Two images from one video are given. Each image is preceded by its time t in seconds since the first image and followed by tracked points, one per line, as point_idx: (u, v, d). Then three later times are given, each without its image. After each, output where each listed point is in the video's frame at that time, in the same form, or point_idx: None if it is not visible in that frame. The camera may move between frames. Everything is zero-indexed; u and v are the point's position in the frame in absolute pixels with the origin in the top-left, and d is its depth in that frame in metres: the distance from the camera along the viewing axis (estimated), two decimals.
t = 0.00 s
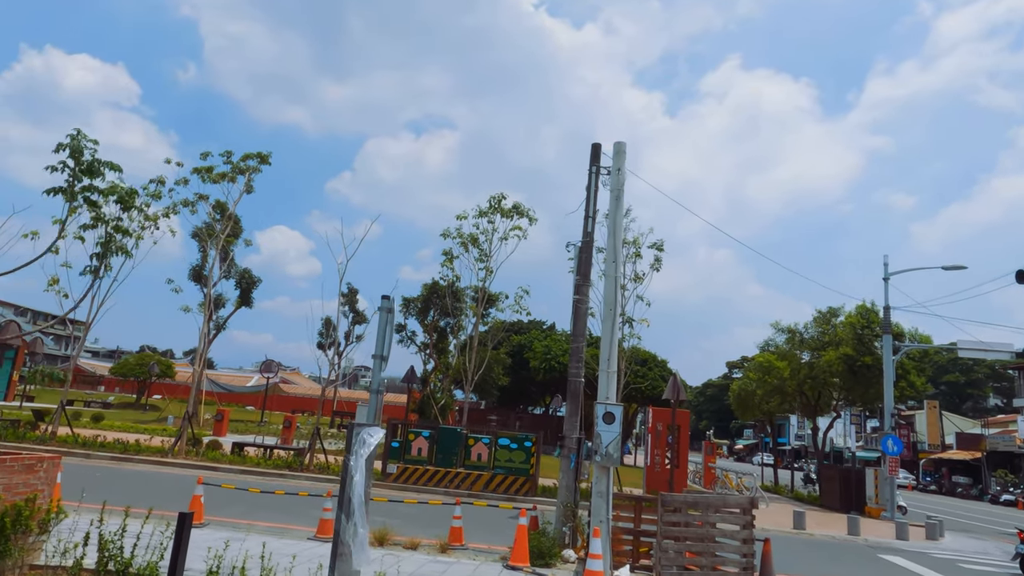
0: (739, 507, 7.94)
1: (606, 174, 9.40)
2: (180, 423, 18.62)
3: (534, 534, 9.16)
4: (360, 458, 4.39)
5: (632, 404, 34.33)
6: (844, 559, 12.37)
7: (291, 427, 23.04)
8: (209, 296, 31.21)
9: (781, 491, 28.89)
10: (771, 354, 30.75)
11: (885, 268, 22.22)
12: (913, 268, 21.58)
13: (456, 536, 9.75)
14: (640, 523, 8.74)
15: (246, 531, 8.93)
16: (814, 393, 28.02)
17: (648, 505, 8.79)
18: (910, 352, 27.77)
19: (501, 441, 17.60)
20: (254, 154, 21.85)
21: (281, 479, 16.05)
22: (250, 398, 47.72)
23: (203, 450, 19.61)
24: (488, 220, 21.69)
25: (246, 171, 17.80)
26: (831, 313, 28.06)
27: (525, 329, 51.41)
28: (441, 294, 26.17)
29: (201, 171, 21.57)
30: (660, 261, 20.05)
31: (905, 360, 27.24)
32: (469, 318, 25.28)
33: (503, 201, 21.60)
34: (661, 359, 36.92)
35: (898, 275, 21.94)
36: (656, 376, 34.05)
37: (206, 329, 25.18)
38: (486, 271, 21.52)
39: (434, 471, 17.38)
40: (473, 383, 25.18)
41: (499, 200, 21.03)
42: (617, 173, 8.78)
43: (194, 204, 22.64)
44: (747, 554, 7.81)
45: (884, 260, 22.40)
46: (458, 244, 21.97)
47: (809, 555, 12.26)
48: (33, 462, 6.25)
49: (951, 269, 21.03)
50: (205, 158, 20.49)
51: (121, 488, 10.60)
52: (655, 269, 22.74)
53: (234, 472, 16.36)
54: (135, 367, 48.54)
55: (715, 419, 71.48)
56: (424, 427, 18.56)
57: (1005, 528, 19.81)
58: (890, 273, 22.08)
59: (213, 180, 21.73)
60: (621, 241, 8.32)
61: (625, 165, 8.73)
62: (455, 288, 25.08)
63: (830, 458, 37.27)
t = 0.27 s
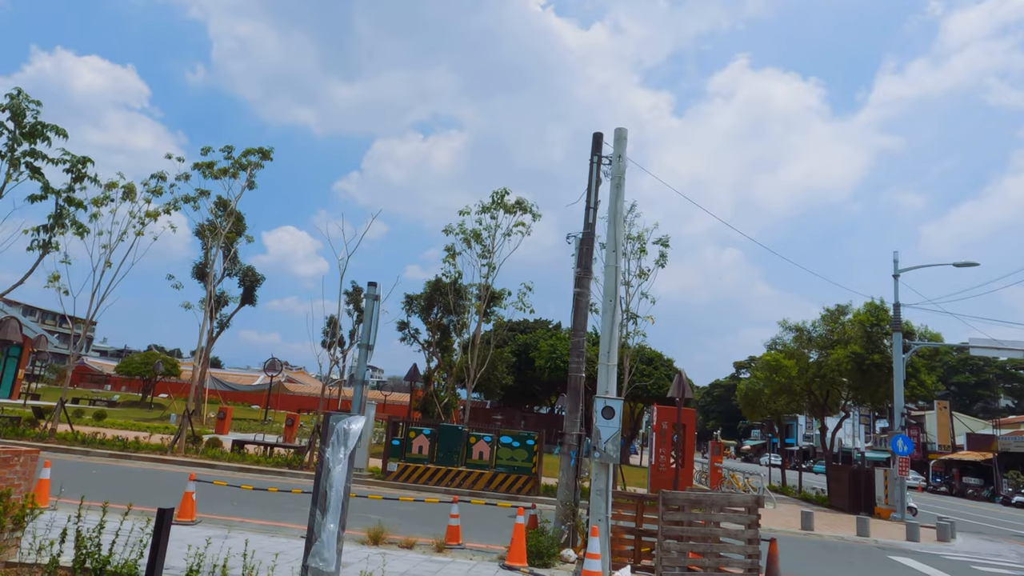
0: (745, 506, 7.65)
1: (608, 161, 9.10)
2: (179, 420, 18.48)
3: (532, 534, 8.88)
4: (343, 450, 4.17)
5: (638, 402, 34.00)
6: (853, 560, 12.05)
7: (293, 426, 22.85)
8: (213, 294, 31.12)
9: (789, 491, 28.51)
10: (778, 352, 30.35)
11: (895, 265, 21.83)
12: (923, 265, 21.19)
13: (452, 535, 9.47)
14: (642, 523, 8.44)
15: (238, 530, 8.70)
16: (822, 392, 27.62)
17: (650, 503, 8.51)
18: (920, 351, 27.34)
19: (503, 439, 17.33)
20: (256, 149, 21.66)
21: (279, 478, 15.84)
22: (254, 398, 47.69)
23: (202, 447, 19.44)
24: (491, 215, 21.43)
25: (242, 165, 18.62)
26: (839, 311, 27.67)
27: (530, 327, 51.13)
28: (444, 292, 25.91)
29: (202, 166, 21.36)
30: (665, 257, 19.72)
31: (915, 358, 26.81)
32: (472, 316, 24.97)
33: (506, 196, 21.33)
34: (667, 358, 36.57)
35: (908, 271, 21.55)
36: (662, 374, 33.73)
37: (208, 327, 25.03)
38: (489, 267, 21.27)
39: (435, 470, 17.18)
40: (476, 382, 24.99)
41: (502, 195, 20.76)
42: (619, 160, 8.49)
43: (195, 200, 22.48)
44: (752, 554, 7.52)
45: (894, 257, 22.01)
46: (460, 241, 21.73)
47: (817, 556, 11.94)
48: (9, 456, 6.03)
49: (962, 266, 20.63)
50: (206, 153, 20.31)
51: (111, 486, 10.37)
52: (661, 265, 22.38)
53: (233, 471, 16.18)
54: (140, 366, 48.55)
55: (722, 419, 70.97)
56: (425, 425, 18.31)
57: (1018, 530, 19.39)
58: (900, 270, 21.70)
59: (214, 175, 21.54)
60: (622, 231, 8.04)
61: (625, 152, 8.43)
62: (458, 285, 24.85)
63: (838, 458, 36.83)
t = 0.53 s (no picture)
0: (747, 509, 7.39)
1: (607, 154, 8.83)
2: (178, 419, 18.35)
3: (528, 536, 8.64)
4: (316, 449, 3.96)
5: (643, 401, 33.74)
6: (860, 564, 11.78)
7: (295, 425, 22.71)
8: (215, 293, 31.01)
9: (795, 491, 28.20)
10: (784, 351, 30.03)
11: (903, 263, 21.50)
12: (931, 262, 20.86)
13: (448, 537, 9.25)
14: (642, 526, 8.19)
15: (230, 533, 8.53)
16: (829, 391, 27.28)
17: (650, 505, 8.27)
18: (929, 349, 26.96)
19: (504, 439, 17.11)
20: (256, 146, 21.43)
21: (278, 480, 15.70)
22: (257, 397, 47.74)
23: (202, 447, 19.30)
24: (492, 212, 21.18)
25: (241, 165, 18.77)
26: (846, 309, 27.35)
27: (534, 326, 50.93)
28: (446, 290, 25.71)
29: (202, 163, 21.15)
30: (668, 255, 19.41)
31: (924, 357, 26.43)
32: (475, 315, 24.74)
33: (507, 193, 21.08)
34: (672, 357, 36.29)
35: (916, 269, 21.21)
36: (667, 373, 33.49)
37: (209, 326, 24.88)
38: (490, 265, 21.02)
39: (435, 469, 16.98)
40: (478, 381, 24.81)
41: (504, 192, 20.51)
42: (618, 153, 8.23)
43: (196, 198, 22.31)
44: (754, 559, 7.27)
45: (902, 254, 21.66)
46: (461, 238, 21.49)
47: (823, 560, 11.68)
48: None
49: (971, 264, 20.28)
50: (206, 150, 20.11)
51: (102, 487, 10.21)
52: (665, 262, 22.05)
53: (232, 472, 16.06)
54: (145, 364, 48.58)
55: (729, 418, 70.61)
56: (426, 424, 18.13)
57: None
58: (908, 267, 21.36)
59: (214, 172, 21.33)
60: (620, 226, 7.80)
61: (624, 145, 8.17)
62: (460, 283, 24.63)
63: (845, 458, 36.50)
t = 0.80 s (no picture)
0: (752, 510, 7.14)
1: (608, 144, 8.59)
2: (178, 418, 18.21)
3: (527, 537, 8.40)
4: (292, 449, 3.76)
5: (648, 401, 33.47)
6: (869, 567, 11.49)
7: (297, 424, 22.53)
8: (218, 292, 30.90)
9: (803, 492, 27.88)
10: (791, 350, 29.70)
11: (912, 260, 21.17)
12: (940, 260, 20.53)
13: (445, 539, 9.02)
14: (644, 527, 7.94)
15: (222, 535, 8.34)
16: (837, 391, 26.94)
17: (653, 506, 8.00)
18: (938, 348, 26.59)
19: (506, 438, 16.87)
20: (257, 144, 21.02)
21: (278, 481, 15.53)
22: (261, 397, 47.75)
23: (202, 446, 19.14)
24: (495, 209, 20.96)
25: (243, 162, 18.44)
26: (854, 308, 27.03)
27: (539, 326, 50.73)
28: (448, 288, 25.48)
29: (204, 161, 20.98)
30: (673, 252, 19.13)
31: (933, 356, 26.06)
32: (478, 314, 24.51)
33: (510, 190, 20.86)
34: (678, 356, 36.00)
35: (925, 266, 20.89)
36: (673, 373, 33.22)
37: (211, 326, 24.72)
38: (493, 263, 20.78)
39: (437, 469, 16.76)
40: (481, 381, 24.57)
41: (506, 188, 20.29)
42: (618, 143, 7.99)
43: (197, 196, 22.15)
44: (760, 563, 7.02)
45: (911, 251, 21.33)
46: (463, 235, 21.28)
47: (831, 563, 11.40)
48: None
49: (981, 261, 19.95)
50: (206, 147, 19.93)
51: (95, 487, 10.08)
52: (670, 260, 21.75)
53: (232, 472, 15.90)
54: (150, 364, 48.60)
55: (735, 418, 70.20)
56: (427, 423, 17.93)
57: None
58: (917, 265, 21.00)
59: (216, 170, 21.15)
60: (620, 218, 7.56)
61: (625, 135, 7.93)
62: (463, 282, 24.42)
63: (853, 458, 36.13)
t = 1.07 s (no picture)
0: (764, 514, 6.83)
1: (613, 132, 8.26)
2: (180, 415, 18.01)
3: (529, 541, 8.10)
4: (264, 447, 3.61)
5: (655, 400, 33.11)
6: (883, 571, 11.14)
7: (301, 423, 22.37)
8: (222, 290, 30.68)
9: (813, 492, 27.47)
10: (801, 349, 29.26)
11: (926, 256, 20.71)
12: (955, 256, 20.08)
13: (445, 540, 8.73)
14: (649, 530, 7.64)
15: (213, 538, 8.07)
16: (848, 390, 26.50)
17: (660, 508, 7.63)
18: (952, 347, 26.10)
19: (510, 437, 16.58)
20: (259, 140, 20.75)
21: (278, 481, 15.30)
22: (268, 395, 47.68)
23: (204, 444, 18.92)
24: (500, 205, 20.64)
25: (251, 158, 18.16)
26: (866, 306, 26.61)
27: (545, 324, 50.44)
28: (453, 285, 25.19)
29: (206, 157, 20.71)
30: (681, 247, 18.73)
31: (947, 354, 25.57)
32: (483, 311, 24.20)
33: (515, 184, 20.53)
34: (685, 355, 35.64)
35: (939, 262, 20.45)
36: (681, 371, 32.89)
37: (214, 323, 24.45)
38: (498, 259, 20.47)
39: (440, 468, 16.48)
40: (485, 379, 24.35)
41: (511, 183, 19.96)
42: (624, 130, 7.66)
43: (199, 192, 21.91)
44: (772, 571, 6.68)
45: (924, 247, 20.88)
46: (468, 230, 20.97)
47: (844, 567, 11.05)
48: None
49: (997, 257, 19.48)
50: (208, 142, 19.68)
51: (89, 486, 9.83)
52: (677, 255, 21.35)
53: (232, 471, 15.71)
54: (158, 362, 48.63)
55: (744, 417, 69.71)
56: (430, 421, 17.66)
57: None
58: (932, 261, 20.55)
59: (218, 166, 20.87)
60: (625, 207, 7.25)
61: (631, 121, 7.60)
62: (468, 278, 24.11)
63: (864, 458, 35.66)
